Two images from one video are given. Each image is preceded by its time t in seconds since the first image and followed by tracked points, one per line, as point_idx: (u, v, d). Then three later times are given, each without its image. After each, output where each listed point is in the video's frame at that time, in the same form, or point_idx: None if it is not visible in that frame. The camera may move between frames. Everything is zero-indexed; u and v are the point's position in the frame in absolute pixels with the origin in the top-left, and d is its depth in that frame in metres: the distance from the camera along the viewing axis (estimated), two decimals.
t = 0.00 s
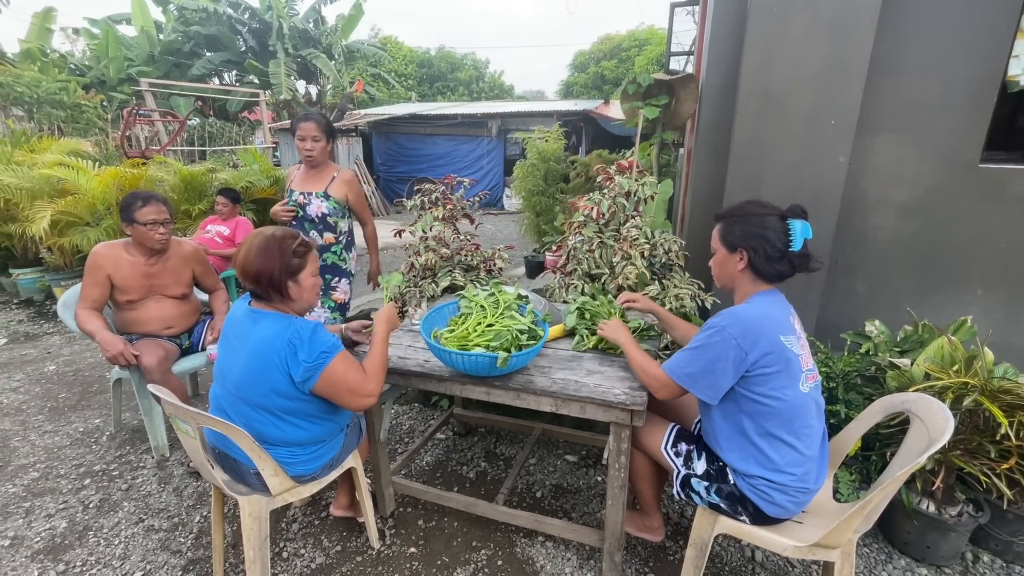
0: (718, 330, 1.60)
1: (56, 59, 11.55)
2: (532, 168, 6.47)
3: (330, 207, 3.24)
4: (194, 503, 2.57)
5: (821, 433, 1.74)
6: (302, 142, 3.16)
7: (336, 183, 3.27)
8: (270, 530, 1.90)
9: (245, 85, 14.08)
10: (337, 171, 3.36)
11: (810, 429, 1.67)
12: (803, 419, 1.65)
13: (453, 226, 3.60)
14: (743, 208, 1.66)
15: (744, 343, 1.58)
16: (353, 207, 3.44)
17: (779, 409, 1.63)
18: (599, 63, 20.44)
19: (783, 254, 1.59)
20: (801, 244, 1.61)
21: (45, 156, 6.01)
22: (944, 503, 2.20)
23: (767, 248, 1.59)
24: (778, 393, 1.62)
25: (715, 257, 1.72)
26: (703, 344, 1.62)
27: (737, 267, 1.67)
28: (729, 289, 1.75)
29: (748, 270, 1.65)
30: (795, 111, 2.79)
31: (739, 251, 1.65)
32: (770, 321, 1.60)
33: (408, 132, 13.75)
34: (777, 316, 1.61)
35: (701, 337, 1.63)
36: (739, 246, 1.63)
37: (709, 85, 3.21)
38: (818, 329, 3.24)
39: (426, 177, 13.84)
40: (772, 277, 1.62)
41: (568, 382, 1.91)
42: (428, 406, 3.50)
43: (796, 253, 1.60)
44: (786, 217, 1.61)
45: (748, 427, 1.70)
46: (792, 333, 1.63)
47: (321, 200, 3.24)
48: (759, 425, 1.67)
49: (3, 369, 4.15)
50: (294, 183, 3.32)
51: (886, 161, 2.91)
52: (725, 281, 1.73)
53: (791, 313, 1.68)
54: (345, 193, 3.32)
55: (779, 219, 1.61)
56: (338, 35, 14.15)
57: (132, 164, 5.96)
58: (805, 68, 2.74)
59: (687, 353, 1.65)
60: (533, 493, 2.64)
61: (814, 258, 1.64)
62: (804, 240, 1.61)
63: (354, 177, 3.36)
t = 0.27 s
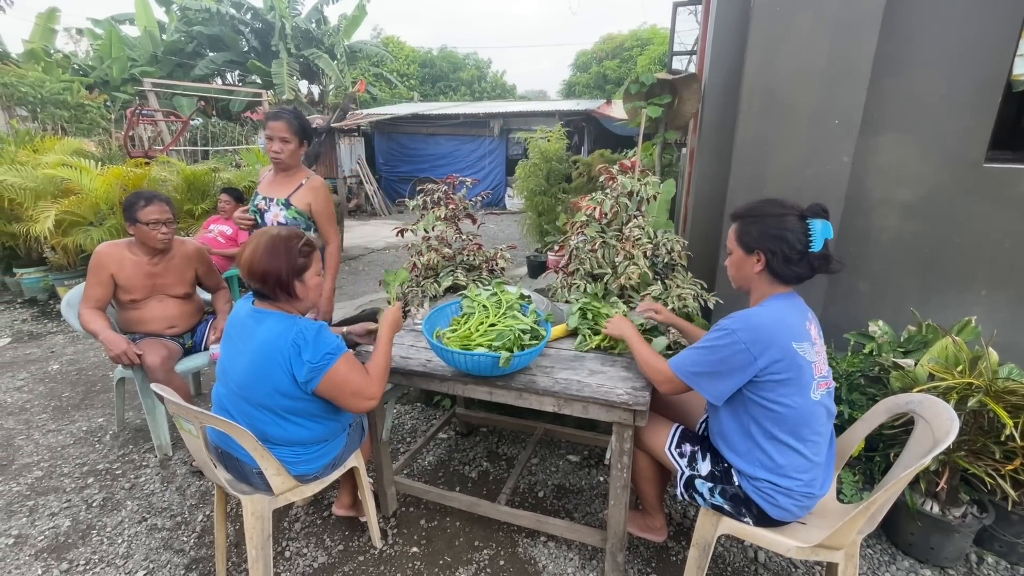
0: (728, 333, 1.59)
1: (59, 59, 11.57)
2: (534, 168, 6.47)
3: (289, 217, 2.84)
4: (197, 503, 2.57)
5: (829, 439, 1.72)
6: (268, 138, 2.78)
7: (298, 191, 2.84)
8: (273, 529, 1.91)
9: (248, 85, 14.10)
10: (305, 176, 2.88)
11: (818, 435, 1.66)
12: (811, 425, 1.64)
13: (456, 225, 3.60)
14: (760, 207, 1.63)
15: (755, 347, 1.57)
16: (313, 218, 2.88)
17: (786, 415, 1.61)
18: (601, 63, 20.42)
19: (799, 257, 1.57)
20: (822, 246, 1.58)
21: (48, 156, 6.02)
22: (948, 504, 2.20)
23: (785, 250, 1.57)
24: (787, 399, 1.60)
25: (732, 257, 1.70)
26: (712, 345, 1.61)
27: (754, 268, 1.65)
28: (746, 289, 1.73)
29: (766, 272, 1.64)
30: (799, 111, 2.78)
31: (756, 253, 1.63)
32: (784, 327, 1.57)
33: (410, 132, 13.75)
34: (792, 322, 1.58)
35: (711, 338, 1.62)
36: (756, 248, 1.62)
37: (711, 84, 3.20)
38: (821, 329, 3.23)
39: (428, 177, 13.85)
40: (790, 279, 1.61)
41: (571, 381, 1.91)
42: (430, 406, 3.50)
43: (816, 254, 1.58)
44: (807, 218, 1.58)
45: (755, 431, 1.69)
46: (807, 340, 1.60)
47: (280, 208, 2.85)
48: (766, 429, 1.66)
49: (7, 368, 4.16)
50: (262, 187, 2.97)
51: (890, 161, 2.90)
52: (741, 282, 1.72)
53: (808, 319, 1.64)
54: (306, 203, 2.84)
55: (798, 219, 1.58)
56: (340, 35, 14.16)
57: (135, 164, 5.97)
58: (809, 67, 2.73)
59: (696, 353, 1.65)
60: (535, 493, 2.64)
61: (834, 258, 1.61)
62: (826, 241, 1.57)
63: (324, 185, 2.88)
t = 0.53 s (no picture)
0: (742, 330, 1.59)
1: (62, 59, 11.59)
2: (535, 168, 6.47)
3: (263, 222, 2.50)
4: (199, 501, 2.58)
5: (836, 442, 1.72)
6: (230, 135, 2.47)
7: (269, 192, 2.52)
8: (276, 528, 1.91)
9: (250, 85, 14.12)
10: (276, 176, 2.57)
11: (826, 438, 1.65)
12: (819, 428, 1.63)
13: (458, 225, 3.59)
14: (777, 206, 1.63)
15: (767, 346, 1.56)
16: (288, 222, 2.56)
17: (794, 416, 1.62)
18: (603, 62, 20.40)
19: (815, 256, 1.57)
20: (841, 245, 1.59)
21: (52, 156, 6.04)
22: (951, 504, 2.19)
23: (803, 249, 1.57)
24: (796, 400, 1.60)
25: (748, 257, 1.69)
26: (724, 341, 1.61)
27: (771, 268, 1.64)
28: (761, 288, 1.73)
29: (783, 271, 1.63)
30: (802, 110, 2.78)
31: (773, 252, 1.62)
32: (798, 328, 1.56)
33: (411, 131, 13.75)
34: (808, 324, 1.57)
35: (723, 334, 1.62)
36: (773, 247, 1.61)
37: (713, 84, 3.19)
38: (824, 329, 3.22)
39: (429, 177, 13.86)
40: (808, 280, 1.60)
41: (573, 381, 1.91)
42: (432, 405, 3.50)
43: (834, 254, 1.58)
44: (826, 217, 1.58)
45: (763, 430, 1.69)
46: (821, 343, 1.59)
47: (252, 214, 2.51)
48: (773, 429, 1.67)
49: (10, 367, 4.18)
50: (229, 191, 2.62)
51: (894, 160, 2.89)
52: (755, 281, 1.71)
53: (822, 322, 1.63)
54: (278, 204, 2.52)
55: (817, 219, 1.58)
56: (342, 35, 14.17)
57: (138, 164, 5.99)
58: (812, 67, 2.73)
59: (707, 348, 1.65)
60: (537, 492, 2.64)
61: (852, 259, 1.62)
62: (844, 241, 1.58)
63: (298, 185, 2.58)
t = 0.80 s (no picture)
0: (755, 330, 1.57)
1: (65, 59, 11.61)
2: (536, 167, 6.47)
3: (222, 233, 2.27)
4: (201, 500, 2.59)
5: (839, 442, 1.72)
6: (172, 142, 2.20)
7: (224, 200, 2.29)
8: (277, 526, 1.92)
9: (252, 85, 14.14)
10: (226, 183, 2.33)
11: (829, 439, 1.66)
12: (823, 428, 1.64)
13: (458, 224, 3.60)
14: (788, 204, 1.62)
15: (779, 346, 1.56)
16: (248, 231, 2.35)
17: (800, 416, 1.62)
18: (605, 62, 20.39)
19: (823, 256, 1.57)
20: (850, 245, 1.59)
21: (54, 156, 6.06)
22: (952, 503, 2.19)
23: (814, 248, 1.57)
24: (802, 400, 1.60)
25: (757, 255, 1.68)
26: (737, 341, 1.59)
27: (780, 266, 1.64)
28: (768, 286, 1.73)
29: (792, 269, 1.63)
30: (804, 108, 2.78)
31: (783, 250, 1.62)
32: (809, 328, 1.56)
33: (413, 131, 13.77)
34: (817, 324, 1.58)
35: (735, 334, 1.60)
36: (784, 245, 1.61)
37: (714, 83, 3.19)
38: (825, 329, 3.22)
39: (431, 176, 13.87)
40: (817, 279, 1.60)
41: (574, 379, 1.92)
42: (433, 404, 3.51)
43: (844, 254, 1.59)
44: (837, 216, 1.59)
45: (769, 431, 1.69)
46: (830, 342, 1.60)
47: (208, 224, 2.24)
48: (778, 429, 1.66)
49: (14, 367, 4.19)
50: (172, 205, 2.31)
51: (896, 159, 2.88)
52: (764, 279, 1.71)
53: (830, 322, 1.64)
54: (236, 213, 2.31)
55: (828, 218, 1.58)
56: (344, 35, 14.19)
57: (140, 164, 6.00)
58: (813, 66, 2.73)
59: (718, 349, 1.62)
60: (537, 491, 2.64)
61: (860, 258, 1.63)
62: (854, 241, 1.59)
63: (253, 191, 2.37)
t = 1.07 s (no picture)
0: (759, 336, 1.55)
1: (67, 59, 11.62)
2: (538, 167, 6.47)
3: (162, 232, 2.06)
4: (203, 499, 2.59)
5: (840, 442, 1.72)
6: (108, 132, 1.96)
7: (164, 196, 2.08)
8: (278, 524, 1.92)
9: (254, 85, 14.16)
10: (166, 177, 2.12)
11: (831, 438, 1.66)
12: (827, 428, 1.64)
13: (460, 224, 3.60)
14: (792, 203, 1.62)
15: (788, 349, 1.55)
16: (194, 229, 2.19)
17: (806, 418, 1.62)
18: (606, 61, 20.38)
19: (825, 256, 1.57)
20: (853, 246, 1.60)
21: (57, 156, 6.07)
22: (953, 502, 2.18)
23: (818, 247, 1.57)
24: (807, 401, 1.60)
25: (760, 253, 1.68)
26: (747, 349, 1.56)
27: (783, 265, 1.64)
28: (770, 285, 1.73)
29: (795, 269, 1.63)
30: (805, 107, 2.77)
31: (787, 249, 1.62)
32: (813, 328, 1.56)
33: (414, 131, 13.78)
34: (820, 324, 1.58)
35: (745, 342, 1.57)
36: (788, 243, 1.60)
37: (715, 82, 3.19)
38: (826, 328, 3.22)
39: (432, 176, 13.87)
40: (819, 279, 1.61)
41: (575, 379, 1.92)
42: (434, 404, 3.51)
43: (846, 254, 1.59)
44: (841, 216, 1.59)
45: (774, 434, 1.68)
46: (832, 342, 1.60)
47: (145, 222, 2.03)
48: (781, 430, 1.66)
49: (17, 366, 4.21)
50: (98, 205, 2.05)
51: (898, 157, 2.88)
52: (766, 277, 1.71)
53: (831, 321, 1.64)
54: (180, 210, 2.12)
55: (831, 217, 1.58)
56: (346, 34, 14.20)
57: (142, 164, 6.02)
58: (814, 64, 2.72)
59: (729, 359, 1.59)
60: (538, 490, 2.64)
61: (862, 258, 1.63)
62: (856, 242, 1.59)
63: (196, 185, 2.20)
